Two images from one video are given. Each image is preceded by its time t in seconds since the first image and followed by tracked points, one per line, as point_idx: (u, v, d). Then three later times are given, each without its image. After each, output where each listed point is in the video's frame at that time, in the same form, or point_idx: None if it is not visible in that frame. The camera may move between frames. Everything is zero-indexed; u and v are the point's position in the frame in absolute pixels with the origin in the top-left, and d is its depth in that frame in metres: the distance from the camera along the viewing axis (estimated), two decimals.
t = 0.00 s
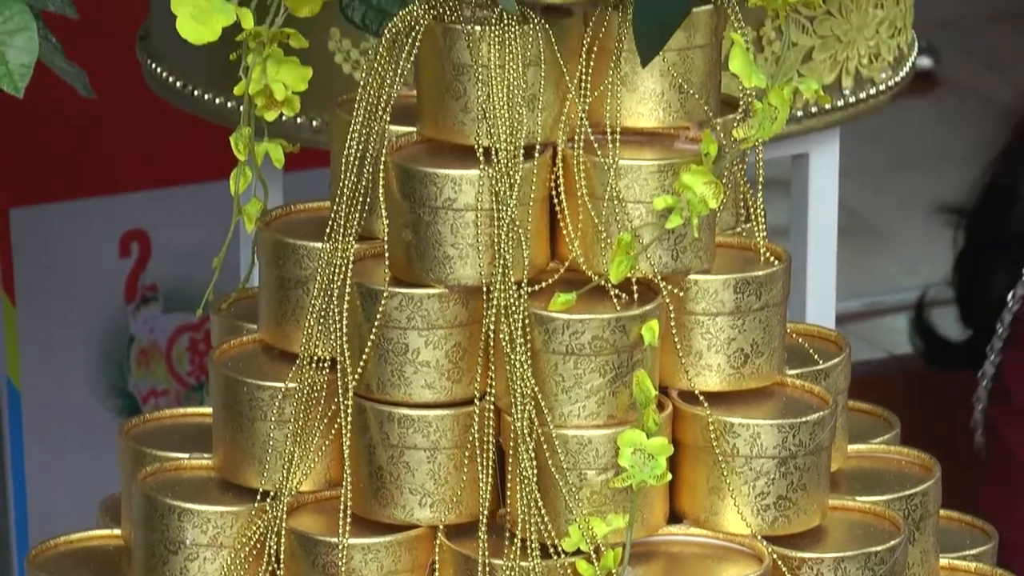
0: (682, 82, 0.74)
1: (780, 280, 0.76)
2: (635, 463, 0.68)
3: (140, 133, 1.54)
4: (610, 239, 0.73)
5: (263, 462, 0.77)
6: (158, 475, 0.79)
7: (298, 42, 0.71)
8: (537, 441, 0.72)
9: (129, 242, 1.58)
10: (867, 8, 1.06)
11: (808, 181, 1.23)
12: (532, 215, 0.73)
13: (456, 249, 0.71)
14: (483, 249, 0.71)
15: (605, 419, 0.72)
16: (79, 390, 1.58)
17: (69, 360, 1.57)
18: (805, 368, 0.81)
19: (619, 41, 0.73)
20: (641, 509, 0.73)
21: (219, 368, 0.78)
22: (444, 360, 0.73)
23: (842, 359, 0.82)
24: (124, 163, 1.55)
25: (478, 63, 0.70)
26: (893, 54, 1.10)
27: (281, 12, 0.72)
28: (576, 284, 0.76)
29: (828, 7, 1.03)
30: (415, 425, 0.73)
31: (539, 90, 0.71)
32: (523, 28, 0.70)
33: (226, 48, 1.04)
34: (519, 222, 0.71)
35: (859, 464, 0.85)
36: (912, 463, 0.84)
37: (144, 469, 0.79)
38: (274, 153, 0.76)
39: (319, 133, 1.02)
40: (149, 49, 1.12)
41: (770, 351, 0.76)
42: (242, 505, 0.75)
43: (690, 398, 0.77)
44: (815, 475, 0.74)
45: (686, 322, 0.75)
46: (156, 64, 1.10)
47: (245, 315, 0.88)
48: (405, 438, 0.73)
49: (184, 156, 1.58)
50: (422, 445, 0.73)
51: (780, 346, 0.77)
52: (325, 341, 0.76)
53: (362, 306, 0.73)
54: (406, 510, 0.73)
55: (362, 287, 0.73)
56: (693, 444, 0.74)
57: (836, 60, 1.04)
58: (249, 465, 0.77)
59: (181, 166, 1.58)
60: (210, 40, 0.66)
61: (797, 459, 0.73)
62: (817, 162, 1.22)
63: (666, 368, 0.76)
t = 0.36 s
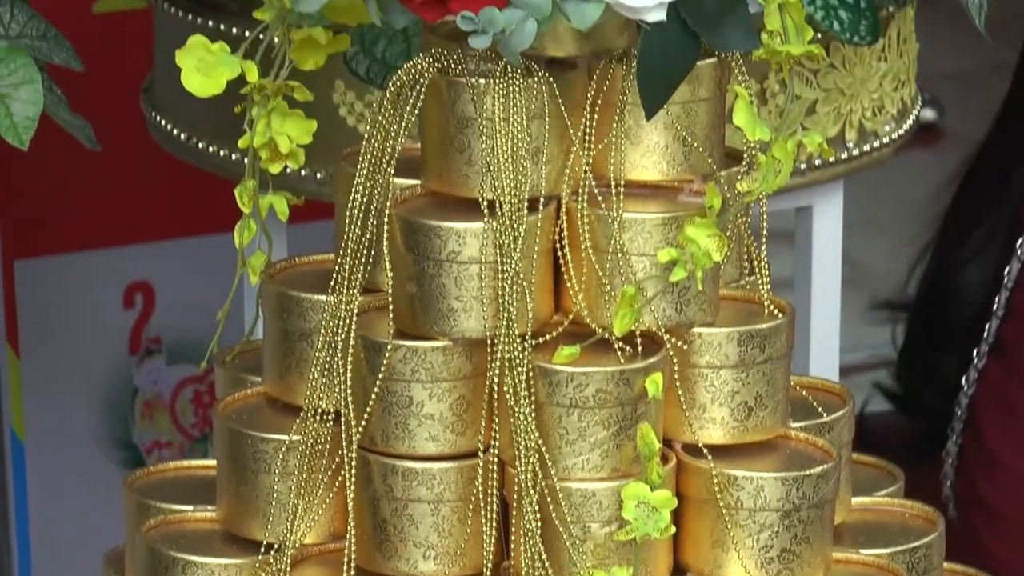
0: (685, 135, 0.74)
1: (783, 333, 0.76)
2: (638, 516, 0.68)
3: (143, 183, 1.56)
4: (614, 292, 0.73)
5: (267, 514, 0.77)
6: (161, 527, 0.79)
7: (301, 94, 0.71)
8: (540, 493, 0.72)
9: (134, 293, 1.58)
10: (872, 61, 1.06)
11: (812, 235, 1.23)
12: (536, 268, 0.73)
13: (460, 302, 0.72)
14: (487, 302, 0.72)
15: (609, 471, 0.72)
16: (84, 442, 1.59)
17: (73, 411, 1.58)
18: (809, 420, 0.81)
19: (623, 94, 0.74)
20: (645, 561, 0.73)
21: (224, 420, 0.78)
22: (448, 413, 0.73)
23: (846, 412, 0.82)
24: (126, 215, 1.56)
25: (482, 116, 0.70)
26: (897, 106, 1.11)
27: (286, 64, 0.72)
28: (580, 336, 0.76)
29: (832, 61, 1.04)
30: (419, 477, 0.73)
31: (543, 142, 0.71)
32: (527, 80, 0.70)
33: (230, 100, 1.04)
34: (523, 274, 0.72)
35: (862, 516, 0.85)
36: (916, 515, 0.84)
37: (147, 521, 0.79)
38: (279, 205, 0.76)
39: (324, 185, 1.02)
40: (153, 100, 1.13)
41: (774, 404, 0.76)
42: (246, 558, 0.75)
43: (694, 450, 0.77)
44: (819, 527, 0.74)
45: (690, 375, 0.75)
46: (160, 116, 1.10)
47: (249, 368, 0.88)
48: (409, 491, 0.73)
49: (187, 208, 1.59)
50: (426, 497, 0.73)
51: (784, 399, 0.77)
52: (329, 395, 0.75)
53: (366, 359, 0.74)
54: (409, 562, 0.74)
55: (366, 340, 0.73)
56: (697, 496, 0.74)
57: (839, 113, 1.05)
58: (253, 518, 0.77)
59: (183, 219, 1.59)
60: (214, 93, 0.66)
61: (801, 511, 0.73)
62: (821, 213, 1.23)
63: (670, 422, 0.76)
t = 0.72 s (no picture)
0: (688, 188, 0.74)
1: (785, 386, 0.76)
2: (642, 568, 0.69)
3: (146, 236, 1.56)
4: (616, 344, 0.73)
5: (269, 566, 0.78)
6: None
7: (304, 146, 0.72)
8: (543, 546, 0.73)
9: (136, 345, 1.59)
10: (874, 113, 1.06)
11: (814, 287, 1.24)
12: (539, 321, 0.73)
13: (462, 354, 0.72)
14: (489, 354, 0.72)
15: (611, 523, 0.72)
16: (86, 493, 1.60)
17: (76, 461, 1.59)
18: (811, 472, 0.81)
19: (625, 146, 0.74)
20: None
21: (226, 473, 0.78)
22: (451, 465, 0.73)
23: (848, 464, 0.82)
24: (128, 268, 1.57)
25: (484, 168, 0.71)
26: (899, 158, 1.11)
27: (288, 117, 0.72)
28: (582, 388, 0.76)
29: (834, 113, 1.04)
30: (421, 530, 0.73)
31: (545, 195, 0.72)
32: (530, 132, 0.70)
33: (232, 152, 1.04)
34: (525, 326, 0.72)
35: (865, 569, 0.84)
36: (917, 567, 0.84)
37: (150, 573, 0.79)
38: (282, 257, 0.77)
39: (326, 237, 1.02)
40: (156, 152, 1.13)
41: (776, 456, 0.76)
42: None
43: (696, 502, 0.77)
44: None
45: (693, 428, 0.75)
46: (164, 168, 1.11)
47: (251, 419, 0.88)
48: (412, 543, 0.73)
49: (188, 261, 1.60)
50: (429, 549, 0.73)
51: (787, 451, 0.77)
52: (331, 445, 0.75)
53: (368, 412, 0.74)
54: None
55: (368, 393, 0.73)
56: (699, 548, 0.74)
57: (842, 165, 1.05)
58: (256, 569, 0.78)
59: (185, 272, 1.60)
60: (217, 145, 0.67)
61: (803, 564, 0.73)
62: (823, 265, 1.23)
63: (672, 473, 0.76)
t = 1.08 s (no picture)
0: (689, 240, 0.75)
1: (786, 438, 0.76)
2: None
3: (148, 289, 1.57)
4: (618, 396, 0.73)
5: None
6: None
7: (306, 199, 0.72)
8: None
9: (138, 396, 1.59)
10: (876, 166, 1.07)
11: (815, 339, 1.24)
12: (540, 373, 0.73)
13: (464, 407, 0.71)
14: (491, 407, 0.72)
15: None
16: (86, 543, 1.60)
17: (77, 512, 1.60)
18: (813, 524, 0.81)
19: (627, 199, 0.74)
20: None
21: (228, 524, 0.78)
22: (453, 517, 0.73)
23: (850, 516, 0.81)
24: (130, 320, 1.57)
25: (486, 222, 0.71)
26: (901, 210, 1.11)
27: (291, 170, 0.73)
28: (583, 441, 0.76)
29: (836, 166, 1.04)
30: None
31: (547, 248, 0.72)
32: (531, 185, 0.71)
33: (236, 206, 1.05)
34: (527, 379, 0.72)
35: None
36: None
37: None
38: (283, 309, 0.76)
39: (328, 289, 1.02)
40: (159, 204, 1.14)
41: (778, 508, 0.76)
42: None
43: (698, 554, 0.77)
44: None
45: (695, 480, 0.75)
46: (167, 220, 1.11)
47: (252, 471, 0.87)
48: None
49: (190, 313, 1.60)
50: None
51: (789, 503, 0.77)
52: (333, 498, 0.75)
53: (370, 464, 0.74)
54: None
55: (369, 446, 0.73)
56: None
57: (843, 218, 1.05)
58: None
59: (187, 324, 1.60)
60: (220, 197, 0.67)
61: None
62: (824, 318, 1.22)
63: (674, 526, 0.76)
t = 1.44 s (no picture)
0: (691, 296, 0.75)
1: (788, 493, 0.76)
2: None
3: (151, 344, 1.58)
4: (620, 452, 0.73)
5: None
6: None
7: (309, 255, 0.72)
8: None
9: (140, 451, 1.60)
10: (878, 221, 1.07)
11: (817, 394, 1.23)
12: (543, 429, 0.73)
13: (465, 462, 0.72)
14: (492, 463, 0.72)
15: None
16: None
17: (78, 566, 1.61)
18: None
19: (629, 254, 0.74)
20: None
21: None
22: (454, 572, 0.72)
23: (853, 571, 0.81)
24: (134, 376, 1.58)
25: (488, 277, 0.71)
26: (902, 266, 1.11)
27: (293, 225, 0.72)
28: (584, 496, 0.75)
29: (837, 221, 1.04)
30: None
31: (549, 303, 0.72)
32: (533, 241, 0.71)
33: (238, 261, 1.05)
34: (528, 435, 0.72)
35: None
36: None
37: None
38: (285, 364, 0.76)
39: (330, 343, 1.02)
40: (161, 259, 1.14)
41: (780, 563, 0.76)
42: None
43: None
44: None
45: (696, 536, 0.74)
46: (170, 275, 1.12)
47: (253, 526, 0.87)
48: None
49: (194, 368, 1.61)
50: None
51: (790, 559, 0.77)
52: (333, 553, 0.75)
53: (372, 520, 0.73)
54: None
55: (370, 500, 0.73)
56: None
57: (844, 273, 1.06)
58: None
59: (190, 379, 1.61)
60: (222, 252, 0.67)
61: None
62: (826, 372, 1.22)
63: None
